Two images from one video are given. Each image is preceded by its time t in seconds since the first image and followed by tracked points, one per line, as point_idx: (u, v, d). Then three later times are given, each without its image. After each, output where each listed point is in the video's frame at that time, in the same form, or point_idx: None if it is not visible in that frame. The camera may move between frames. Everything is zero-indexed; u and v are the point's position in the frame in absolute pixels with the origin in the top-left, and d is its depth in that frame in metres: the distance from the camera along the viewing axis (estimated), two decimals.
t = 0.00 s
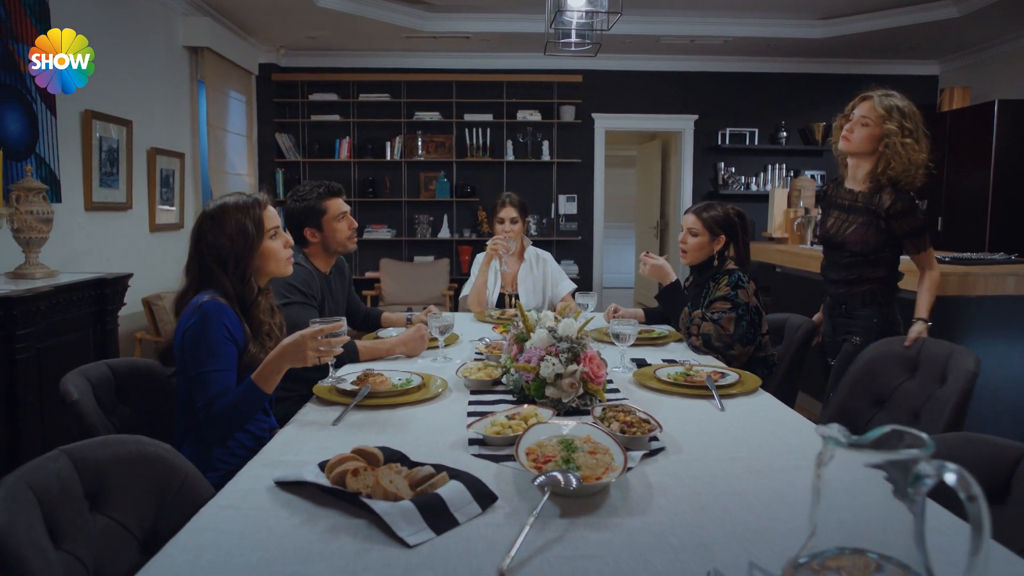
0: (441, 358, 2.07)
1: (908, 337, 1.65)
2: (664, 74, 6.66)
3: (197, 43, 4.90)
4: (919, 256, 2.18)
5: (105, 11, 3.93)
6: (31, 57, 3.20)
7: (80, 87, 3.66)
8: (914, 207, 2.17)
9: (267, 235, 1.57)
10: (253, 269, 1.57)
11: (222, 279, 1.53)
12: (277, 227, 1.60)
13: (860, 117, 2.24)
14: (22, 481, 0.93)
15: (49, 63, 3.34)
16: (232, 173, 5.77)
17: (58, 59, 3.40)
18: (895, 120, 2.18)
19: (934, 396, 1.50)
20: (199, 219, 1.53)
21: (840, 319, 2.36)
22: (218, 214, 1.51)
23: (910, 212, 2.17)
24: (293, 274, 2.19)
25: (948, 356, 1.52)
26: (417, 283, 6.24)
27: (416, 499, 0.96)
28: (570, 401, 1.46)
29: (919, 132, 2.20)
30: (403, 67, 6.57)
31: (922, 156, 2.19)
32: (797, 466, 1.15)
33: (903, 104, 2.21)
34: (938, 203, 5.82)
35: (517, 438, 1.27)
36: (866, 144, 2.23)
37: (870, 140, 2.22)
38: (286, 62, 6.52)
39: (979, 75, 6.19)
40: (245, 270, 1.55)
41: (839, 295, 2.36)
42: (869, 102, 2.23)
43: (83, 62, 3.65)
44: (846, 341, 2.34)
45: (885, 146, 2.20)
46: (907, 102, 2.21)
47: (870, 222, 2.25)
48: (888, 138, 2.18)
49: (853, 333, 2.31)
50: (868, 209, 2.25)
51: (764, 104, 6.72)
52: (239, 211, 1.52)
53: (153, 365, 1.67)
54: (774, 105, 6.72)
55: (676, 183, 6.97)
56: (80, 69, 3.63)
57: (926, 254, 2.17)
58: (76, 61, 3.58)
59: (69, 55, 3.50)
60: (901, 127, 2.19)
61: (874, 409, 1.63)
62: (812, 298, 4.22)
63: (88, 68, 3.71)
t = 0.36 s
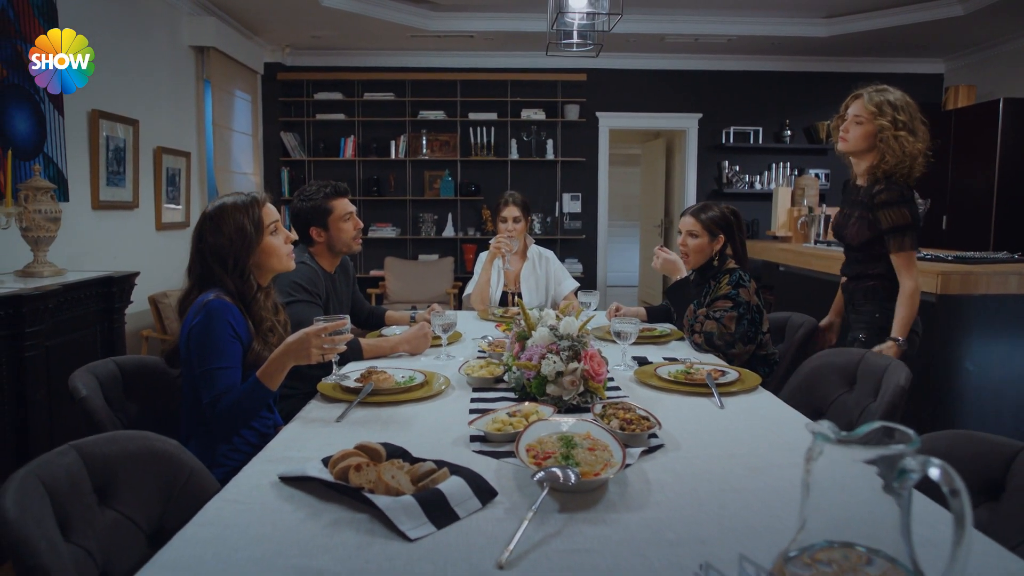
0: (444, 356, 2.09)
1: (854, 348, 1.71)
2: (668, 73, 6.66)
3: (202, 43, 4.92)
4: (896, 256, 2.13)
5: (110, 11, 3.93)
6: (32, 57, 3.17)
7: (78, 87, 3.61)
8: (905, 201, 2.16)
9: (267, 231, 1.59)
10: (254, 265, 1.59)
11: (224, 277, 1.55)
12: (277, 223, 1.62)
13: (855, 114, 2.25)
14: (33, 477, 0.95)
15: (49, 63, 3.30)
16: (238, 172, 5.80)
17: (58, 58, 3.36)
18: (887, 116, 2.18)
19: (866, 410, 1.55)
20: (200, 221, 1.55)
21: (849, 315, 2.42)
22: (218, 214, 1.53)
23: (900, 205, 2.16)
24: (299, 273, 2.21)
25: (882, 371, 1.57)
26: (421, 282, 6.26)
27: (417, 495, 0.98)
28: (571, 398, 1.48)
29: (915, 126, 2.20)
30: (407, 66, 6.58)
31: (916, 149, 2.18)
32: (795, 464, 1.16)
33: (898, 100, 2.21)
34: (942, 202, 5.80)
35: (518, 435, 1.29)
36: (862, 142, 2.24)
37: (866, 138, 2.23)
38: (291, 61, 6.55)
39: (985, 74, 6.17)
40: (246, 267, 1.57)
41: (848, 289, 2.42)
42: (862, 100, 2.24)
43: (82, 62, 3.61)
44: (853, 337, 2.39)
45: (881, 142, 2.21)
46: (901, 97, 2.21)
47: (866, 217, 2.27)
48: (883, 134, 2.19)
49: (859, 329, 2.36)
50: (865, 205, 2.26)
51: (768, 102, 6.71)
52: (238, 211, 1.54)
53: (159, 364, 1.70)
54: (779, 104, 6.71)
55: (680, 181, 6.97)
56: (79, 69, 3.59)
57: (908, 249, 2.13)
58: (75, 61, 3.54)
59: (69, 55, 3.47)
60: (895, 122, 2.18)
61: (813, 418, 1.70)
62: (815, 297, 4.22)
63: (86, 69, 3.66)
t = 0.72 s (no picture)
0: (446, 354, 2.11)
1: (853, 347, 1.72)
2: (672, 71, 6.65)
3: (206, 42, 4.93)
4: (891, 251, 2.17)
5: (113, 11, 3.93)
6: (32, 57, 3.15)
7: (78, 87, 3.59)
8: (904, 195, 2.16)
9: (268, 227, 1.61)
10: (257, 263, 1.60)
11: (227, 275, 1.57)
12: (277, 220, 1.64)
13: (855, 114, 2.26)
14: (42, 472, 0.97)
15: (49, 62, 3.27)
16: (242, 170, 5.82)
17: (58, 58, 3.34)
18: (887, 114, 2.19)
19: (863, 407, 1.57)
20: (201, 223, 1.57)
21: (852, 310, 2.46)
22: (218, 215, 1.54)
23: (898, 199, 2.16)
24: (303, 272, 2.23)
25: (879, 369, 1.58)
26: (424, 280, 6.28)
27: (418, 490, 1.00)
28: (571, 396, 1.49)
29: (916, 123, 2.20)
30: (411, 64, 6.59)
31: (915, 144, 2.18)
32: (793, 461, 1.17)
33: (897, 97, 2.22)
34: (945, 201, 5.79)
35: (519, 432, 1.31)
36: (864, 141, 2.25)
37: (868, 136, 2.24)
38: (295, 60, 6.56)
39: (990, 72, 6.15)
40: (249, 266, 1.58)
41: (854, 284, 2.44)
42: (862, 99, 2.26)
43: (82, 62, 3.58)
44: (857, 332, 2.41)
45: (883, 140, 2.21)
46: (901, 94, 2.22)
47: (867, 213, 2.28)
48: (884, 132, 2.20)
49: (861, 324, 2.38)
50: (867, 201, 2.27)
51: (772, 100, 6.70)
52: (239, 212, 1.55)
53: (164, 361, 1.71)
54: (782, 102, 6.70)
55: (684, 180, 6.97)
56: (79, 69, 3.56)
57: (905, 244, 2.15)
58: (75, 60, 3.50)
59: (69, 55, 3.43)
60: (894, 119, 2.19)
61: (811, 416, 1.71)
62: (817, 295, 4.22)
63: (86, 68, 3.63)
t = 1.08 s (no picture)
0: (446, 352, 2.12)
1: (850, 346, 1.73)
2: (673, 71, 6.66)
3: (208, 42, 4.95)
4: (884, 248, 2.19)
5: (114, 10, 3.94)
6: (31, 57, 3.14)
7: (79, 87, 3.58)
8: (903, 193, 2.17)
9: (270, 225, 1.62)
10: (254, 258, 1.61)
11: (225, 268, 1.59)
12: (280, 219, 1.66)
13: (854, 114, 2.27)
14: (46, 467, 0.98)
15: (49, 63, 3.28)
16: (243, 170, 5.84)
17: (58, 58, 3.34)
18: (886, 114, 2.20)
19: (860, 404, 1.58)
20: (203, 216, 1.59)
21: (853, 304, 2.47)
22: (221, 210, 1.56)
23: (897, 197, 2.17)
24: (303, 271, 2.25)
25: (877, 367, 1.60)
26: (426, 278, 6.29)
27: (417, 486, 1.01)
28: (569, 393, 1.51)
29: (914, 121, 2.21)
30: (412, 64, 6.60)
31: (914, 142, 2.19)
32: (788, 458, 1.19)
33: (896, 96, 2.23)
34: (945, 200, 5.80)
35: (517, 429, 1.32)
36: (864, 140, 2.25)
37: (868, 136, 2.24)
38: (296, 60, 6.57)
39: (990, 71, 6.16)
40: (246, 259, 1.60)
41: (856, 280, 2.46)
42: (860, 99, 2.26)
43: (82, 62, 3.57)
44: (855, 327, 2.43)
45: (882, 139, 2.22)
46: (899, 93, 2.22)
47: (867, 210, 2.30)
48: (883, 131, 2.21)
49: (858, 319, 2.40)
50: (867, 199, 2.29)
51: (772, 100, 6.70)
52: (242, 209, 1.57)
53: (166, 360, 1.73)
54: (783, 101, 6.71)
55: (684, 179, 6.98)
56: (80, 70, 3.55)
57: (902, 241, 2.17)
58: (75, 61, 3.50)
59: (70, 55, 3.43)
60: (893, 118, 2.20)
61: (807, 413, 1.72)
62: (817, 294, 4.23)
63: (87, 69, 3.63)
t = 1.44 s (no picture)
0: (445, 351, 2.13)
1: (846, 345, 1.75)
2: (673, 71, 6.67)
3: (209, 42, 4.96)
4: (871, 247, 2.21)
5: (115, 11, 3.95)
6: (31, 57, 3.14)
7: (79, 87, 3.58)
8: (887, 193, 2.18)
9: (282, 231, 1.63)
10: (264, 259, 1.63)
11: (235, 265, 1.61)
12: (293, 227, 1.67)
13: (843, 116, 2.29)
14: (51, 464, 0.99)
15: (49, 63, 3.27)
16: (244, 169, 5.86)
17: (58, 58, 3.34)
18: (872, 116, 2.21)
19: (857, 402, 1.59)
20: (220, 207, 1.61)
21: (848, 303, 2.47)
22: (238, 206, 1.59)
23: (880, 197, 2.19)
24: (304, 271, 2.26)
25: (873, 365, 1.61)
26: (427, 278, 6.30)
27: (416, 483, 1.02)
28: (567, 392, 1.52)
29: (902, 122, 2.21)
30: (412, 64, 6.61)
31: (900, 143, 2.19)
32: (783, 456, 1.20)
33: (884, 98, 2.23)
34: (944, 199, 5.81)
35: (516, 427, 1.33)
36: (852, 141, 2.27)
37: (855, 137, 2.26)
38: (297, 60, 6.58)
39: (990, 71, 6.17)
40: (255, 258, 1.62)
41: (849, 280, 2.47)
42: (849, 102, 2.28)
43: (82, 62, 3.57)
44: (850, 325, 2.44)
45: (868, 140, 2.23)
46: (887, 95, 2.22)
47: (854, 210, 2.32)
48: (868, 133, 2.22)
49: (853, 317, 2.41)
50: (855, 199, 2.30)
51: (773, 100, 6.71)
52: (259, 207, 1.60)
53: (168, 358, 1.74)
54: (783, 101, 6.71)
55: (684, 178, 6.99)
56: (80, 70, 3.55)
57: (885, 240, 2.19)
58: (75, 61, 3.50)
59: (69, 56, 3.43)
60: (879, 119, 2.21)
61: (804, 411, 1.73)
62: (816, 293, 4.24)
63: (87, 69, 3.63)
